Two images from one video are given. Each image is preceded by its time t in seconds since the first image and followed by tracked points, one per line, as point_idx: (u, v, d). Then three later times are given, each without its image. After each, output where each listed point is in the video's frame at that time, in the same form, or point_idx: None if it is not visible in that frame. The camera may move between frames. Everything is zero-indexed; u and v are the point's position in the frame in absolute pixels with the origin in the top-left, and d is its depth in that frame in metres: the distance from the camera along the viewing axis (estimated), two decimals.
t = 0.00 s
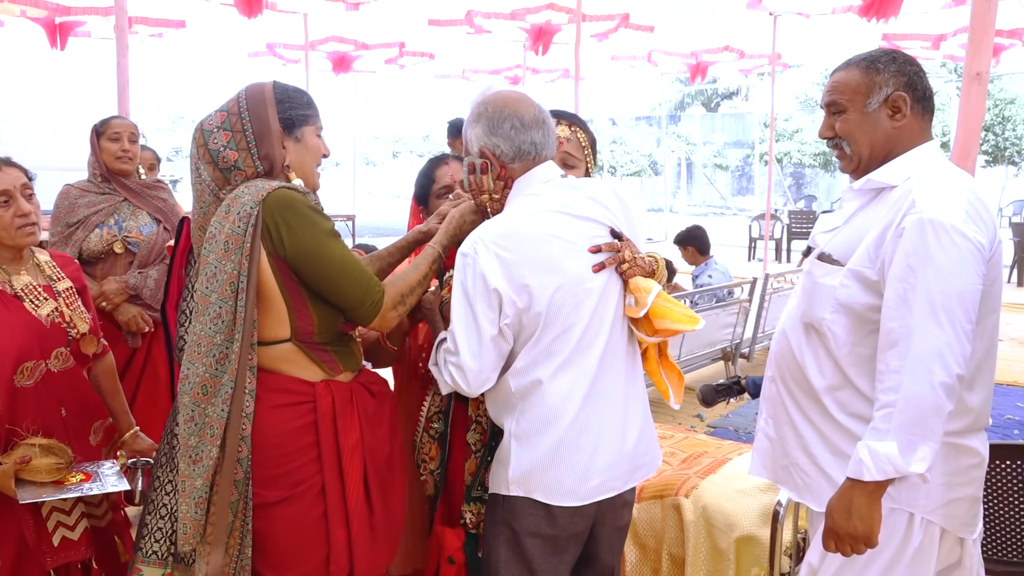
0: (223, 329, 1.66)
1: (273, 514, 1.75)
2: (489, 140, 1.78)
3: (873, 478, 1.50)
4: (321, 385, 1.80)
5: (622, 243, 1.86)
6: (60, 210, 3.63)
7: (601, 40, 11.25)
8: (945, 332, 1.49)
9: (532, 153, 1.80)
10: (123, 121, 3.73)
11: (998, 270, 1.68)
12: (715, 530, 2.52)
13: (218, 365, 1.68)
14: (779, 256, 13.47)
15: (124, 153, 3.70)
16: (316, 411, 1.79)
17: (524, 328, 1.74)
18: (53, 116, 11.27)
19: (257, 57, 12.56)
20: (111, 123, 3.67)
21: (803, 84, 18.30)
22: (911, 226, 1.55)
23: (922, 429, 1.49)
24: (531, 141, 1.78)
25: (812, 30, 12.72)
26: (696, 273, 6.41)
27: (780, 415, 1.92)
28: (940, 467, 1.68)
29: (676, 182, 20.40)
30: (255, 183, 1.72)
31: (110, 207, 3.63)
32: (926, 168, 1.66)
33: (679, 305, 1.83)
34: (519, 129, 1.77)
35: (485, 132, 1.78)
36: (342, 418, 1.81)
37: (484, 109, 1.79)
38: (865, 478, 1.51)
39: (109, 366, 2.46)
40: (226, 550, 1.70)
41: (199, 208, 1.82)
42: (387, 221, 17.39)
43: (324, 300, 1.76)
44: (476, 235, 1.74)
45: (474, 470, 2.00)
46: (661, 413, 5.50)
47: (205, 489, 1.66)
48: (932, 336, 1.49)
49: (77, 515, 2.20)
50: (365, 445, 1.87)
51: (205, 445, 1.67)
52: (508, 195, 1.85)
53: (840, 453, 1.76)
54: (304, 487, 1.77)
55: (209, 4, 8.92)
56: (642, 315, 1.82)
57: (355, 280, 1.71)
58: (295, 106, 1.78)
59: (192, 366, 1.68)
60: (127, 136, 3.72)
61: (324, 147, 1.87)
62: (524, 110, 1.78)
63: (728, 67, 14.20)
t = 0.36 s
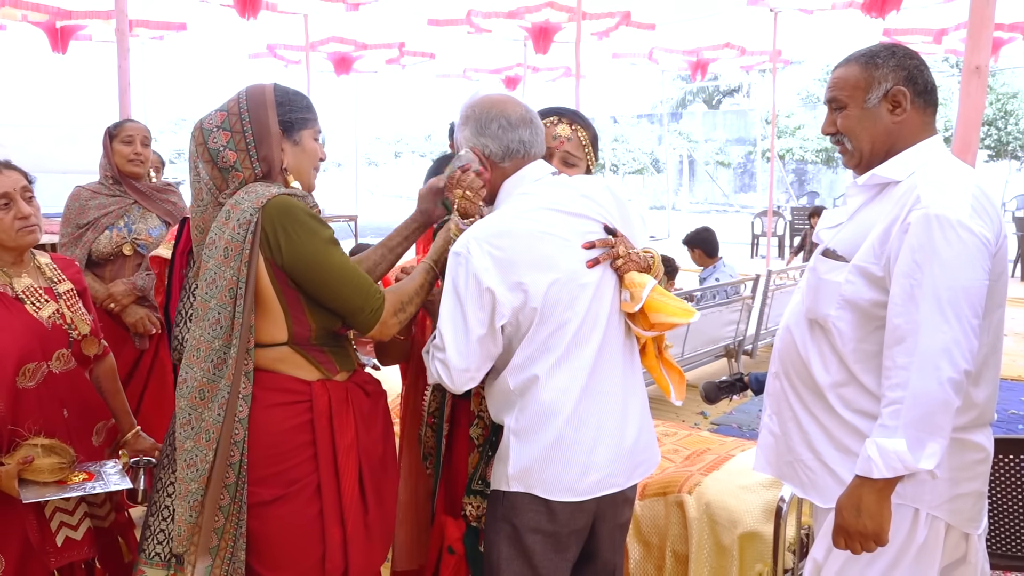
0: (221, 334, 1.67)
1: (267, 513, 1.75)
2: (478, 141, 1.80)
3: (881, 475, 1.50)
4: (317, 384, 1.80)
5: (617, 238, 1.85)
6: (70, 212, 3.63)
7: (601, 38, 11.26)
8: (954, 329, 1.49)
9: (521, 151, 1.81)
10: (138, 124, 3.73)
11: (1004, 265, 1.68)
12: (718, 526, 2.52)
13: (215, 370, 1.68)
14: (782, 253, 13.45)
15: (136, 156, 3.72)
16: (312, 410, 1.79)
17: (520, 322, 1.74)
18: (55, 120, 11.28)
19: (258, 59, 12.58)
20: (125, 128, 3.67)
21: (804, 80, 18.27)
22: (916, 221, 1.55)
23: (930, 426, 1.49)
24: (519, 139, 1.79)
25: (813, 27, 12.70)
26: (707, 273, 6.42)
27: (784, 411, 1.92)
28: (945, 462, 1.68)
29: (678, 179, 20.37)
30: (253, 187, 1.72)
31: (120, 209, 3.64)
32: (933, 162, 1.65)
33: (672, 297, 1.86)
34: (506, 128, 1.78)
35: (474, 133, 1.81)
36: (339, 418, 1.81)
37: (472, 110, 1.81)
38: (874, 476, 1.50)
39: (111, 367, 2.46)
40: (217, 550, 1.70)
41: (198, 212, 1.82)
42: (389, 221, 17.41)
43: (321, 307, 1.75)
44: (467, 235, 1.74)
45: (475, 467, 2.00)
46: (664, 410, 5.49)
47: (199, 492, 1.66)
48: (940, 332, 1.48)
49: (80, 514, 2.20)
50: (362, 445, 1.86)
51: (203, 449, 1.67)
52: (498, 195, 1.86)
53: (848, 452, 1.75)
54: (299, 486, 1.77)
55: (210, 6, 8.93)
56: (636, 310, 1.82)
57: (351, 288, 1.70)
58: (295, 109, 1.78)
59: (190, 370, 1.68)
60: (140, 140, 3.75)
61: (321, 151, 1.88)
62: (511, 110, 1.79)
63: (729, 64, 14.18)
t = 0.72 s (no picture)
0: (233, 325, 1.69)
1: (272, 511, 1.75)
2: (481, 143, 1.79)
3: (881, 478, 1.50)
4: (322, 383, 1.81)
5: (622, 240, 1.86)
6: (77, 214, 3.64)
7: (602, 40, 11.29)
8: (953, 331, 1.48)
9: (525, 153, 1.79)
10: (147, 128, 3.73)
11: (1006, 267, 1.68)
12: (721, 528, 2.52)
13: (226, 360, 1.71)
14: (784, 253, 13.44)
15: (145, 160, 3.74)
16: (316, 408, 1.79)
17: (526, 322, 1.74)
18: (57, 122, 11.33)
19: (260, 61, 12.63)
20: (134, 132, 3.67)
21: (806, 81, 18.25)
22: (917, 224, 1.54)
23: (930, 429, 1.48)
24: (522, 141, 1.77)
25: (814, 27, 12.70)
26: (714, 273, 6.43)
27: (787, 412, 1.92)
28: (947, 464, 1.68)
29: (680, 180, 20.37)
30: (266, 186, 1.73)
31: (128, 213, 3.65)
32: (934, 163, 1.65)
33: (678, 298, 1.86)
34: (509, 131, 1.77)
35: (477, 136, 1.79)
36: (342, 417, 1.82)
37: (475, 115, 1.80)
38: (873, 478, 1.50)
39: (112, 370, 2.46)
40: (221, 538, 1.70)
41: (207, 210, 1.83)
42: (391, 222, 17.43)
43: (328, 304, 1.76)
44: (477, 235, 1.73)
45: (479, 466, 2.01)
46: (667, 411, 5.50)
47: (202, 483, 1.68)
48: (939, 335, 1.48)
49: (81, 515, 2.20)
50: (363, 445, 1.87)
51: (205, 433, 1.72)
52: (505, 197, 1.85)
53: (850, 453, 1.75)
54: (302, 485, 1.77)
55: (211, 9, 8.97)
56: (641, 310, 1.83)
57: (353, 287, 1.70)
58: (304, 114, 1.78)
59: (203, 360, 1.72)
60: (149, 143, 3.75)
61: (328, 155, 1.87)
62: (514, 113, 1.78)
63: (730, 65, 14.18)
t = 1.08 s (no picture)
0: (218, 327, 1.71)
1: (267, 508, 1.76)
2: (502, 144, 1.79)
3: (881, 477, 1.50)
4: (317, 381, 1.82)
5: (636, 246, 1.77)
6: (85, 214, 3.64)
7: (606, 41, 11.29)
8: (952, 333, 1.48)
9: (544, 154, 1.78)
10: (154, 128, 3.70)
11: (1009, 269, 1.68)
12: (723, 530, 2.52)
13: (211, 362, 1.73)
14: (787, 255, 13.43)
15: (153, 160, 3.72)
16: (311, 407, 1.80)
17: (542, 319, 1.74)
18: (63, 121, 11.37)
19: (264, 62, 12.67)
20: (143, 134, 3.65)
21: (810, 83, 18.24)
22: (919, 225, 1.54)
23: (928, 430, 1.48)
24: (541, 142, 1.77)
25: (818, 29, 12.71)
26: (716, 274, 6.44)
27: (791, 413, 1.92)
28: (950, 467, 1.68)
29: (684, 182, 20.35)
30: (256, 188, 1.74)
31: (135, 213, 3.66)
32: (938, 166, 1.65)
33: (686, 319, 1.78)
34: (529, 131, 1.76)
35: (497, 136, 1.79)
36: (336, 416, 1.82)
37: (495, 116, 1.80)
38: (871, 478, 1.50)
39: (115, 370, 2.46)
40: (216, 540, 1.70)
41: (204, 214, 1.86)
42: (394, 223, 17.45)
43: (320, 303, 1.77)
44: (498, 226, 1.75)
45: (486, 460, 1.99)
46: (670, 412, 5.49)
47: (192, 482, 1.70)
48: (939, 336, 1.48)
49: (86, 513, 2.20)
50: (358, 445, 1.87)
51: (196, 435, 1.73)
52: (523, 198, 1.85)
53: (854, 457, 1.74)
54: (297, 481, 1.78)
55: (216, 9, 9.01)
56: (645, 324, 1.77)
57: (340, 281, 1.68)
58: (302, 114, 1.80)
59: (191, 362, 1.74)
60: (157, 143, 3.73)
61: (327, 155, 1.88)
62: (534, 114, 1.77)
63: (735, 67, 14.17)
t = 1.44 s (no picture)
0: (198, 332, 1.74)
1: (257, 508, 1.77)
2: (503, 144, 1.76)
3: (882, 481, 1.49)
4: (306, 384, 1.82)
5: (609, 265, 1.76)
6: (90, 217, 3.67)
7: (610, 44, 11.28)
8: (955, 336, 1.48)
9: (546, 155, 1.76)
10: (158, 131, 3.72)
11: (1012, 273, 1.67)
12: (725, 532, 2.52)
13: (191, 365, 1.76)
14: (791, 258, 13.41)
15: (156, 163, 3.74)
16: (300, 409, 1.81)
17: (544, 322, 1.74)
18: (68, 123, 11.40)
19: (268, 65, 12.70)
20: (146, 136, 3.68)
21: (814, 86, 18.23)
22: (921, 229, 1.54)
23: (931, 434, 1.48)
24: (544, 143, 1.75)
25: (822, 32, 12.70)
26: (720, 277, 6.43)
27: (794, 417, 1.91)
28: (952, 470, 1.67)
29: (687, 185, 20.34)
30: (242, 192, 1.75)
31: (140, 216, 3.67)
32: (938, 171, 1.65)
33: (669, 331, 1.75)
34: (532, 132, 1.74)
35: (500, 135, 1.77)
36: (327, 417, 1.82)
37: (501, 116, 1.79)
38: (875, 482, 1.50)
39: (119, 373, 2.48)
40: (192, 542, 1.73)
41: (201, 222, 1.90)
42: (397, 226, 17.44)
43: (304, 303, 1.76)
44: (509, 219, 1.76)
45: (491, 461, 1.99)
46: (672, 416, 5.47)
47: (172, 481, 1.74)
48: (941, 340, 1.48)
49: (91, 513, 2.20)
50: (349, 448, 1.87)
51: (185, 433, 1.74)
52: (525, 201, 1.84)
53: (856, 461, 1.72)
54: (287, 482, 1.78)
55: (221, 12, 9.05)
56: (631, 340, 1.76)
57: (321, 280, 1.66)
58: (295, 116, 1.81)
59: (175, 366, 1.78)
60: (160, 146, 3.75)
61: (321, 157, 1.89)
62: (538, 115, 1.76)
63: (738, 70, 14.18)
